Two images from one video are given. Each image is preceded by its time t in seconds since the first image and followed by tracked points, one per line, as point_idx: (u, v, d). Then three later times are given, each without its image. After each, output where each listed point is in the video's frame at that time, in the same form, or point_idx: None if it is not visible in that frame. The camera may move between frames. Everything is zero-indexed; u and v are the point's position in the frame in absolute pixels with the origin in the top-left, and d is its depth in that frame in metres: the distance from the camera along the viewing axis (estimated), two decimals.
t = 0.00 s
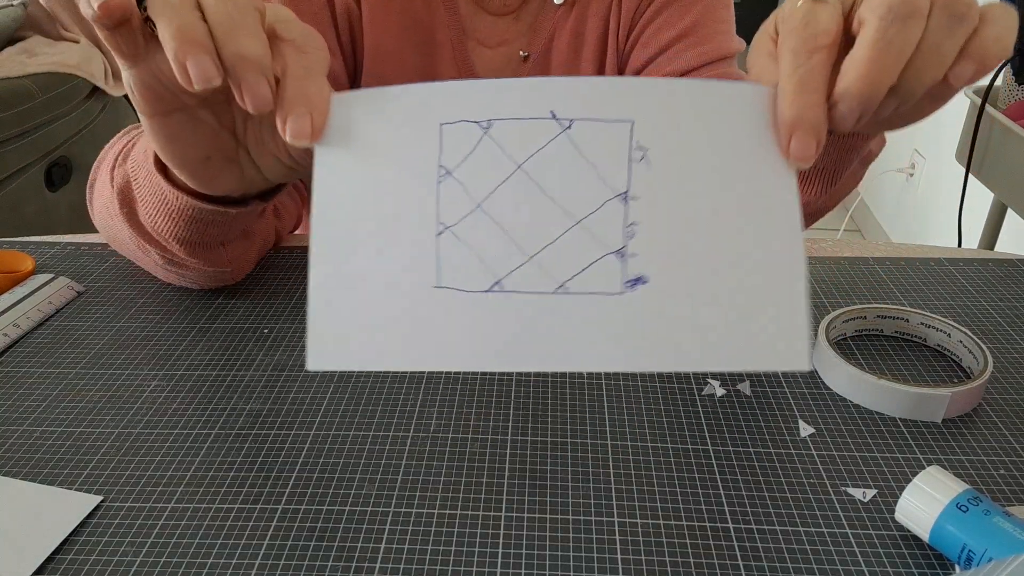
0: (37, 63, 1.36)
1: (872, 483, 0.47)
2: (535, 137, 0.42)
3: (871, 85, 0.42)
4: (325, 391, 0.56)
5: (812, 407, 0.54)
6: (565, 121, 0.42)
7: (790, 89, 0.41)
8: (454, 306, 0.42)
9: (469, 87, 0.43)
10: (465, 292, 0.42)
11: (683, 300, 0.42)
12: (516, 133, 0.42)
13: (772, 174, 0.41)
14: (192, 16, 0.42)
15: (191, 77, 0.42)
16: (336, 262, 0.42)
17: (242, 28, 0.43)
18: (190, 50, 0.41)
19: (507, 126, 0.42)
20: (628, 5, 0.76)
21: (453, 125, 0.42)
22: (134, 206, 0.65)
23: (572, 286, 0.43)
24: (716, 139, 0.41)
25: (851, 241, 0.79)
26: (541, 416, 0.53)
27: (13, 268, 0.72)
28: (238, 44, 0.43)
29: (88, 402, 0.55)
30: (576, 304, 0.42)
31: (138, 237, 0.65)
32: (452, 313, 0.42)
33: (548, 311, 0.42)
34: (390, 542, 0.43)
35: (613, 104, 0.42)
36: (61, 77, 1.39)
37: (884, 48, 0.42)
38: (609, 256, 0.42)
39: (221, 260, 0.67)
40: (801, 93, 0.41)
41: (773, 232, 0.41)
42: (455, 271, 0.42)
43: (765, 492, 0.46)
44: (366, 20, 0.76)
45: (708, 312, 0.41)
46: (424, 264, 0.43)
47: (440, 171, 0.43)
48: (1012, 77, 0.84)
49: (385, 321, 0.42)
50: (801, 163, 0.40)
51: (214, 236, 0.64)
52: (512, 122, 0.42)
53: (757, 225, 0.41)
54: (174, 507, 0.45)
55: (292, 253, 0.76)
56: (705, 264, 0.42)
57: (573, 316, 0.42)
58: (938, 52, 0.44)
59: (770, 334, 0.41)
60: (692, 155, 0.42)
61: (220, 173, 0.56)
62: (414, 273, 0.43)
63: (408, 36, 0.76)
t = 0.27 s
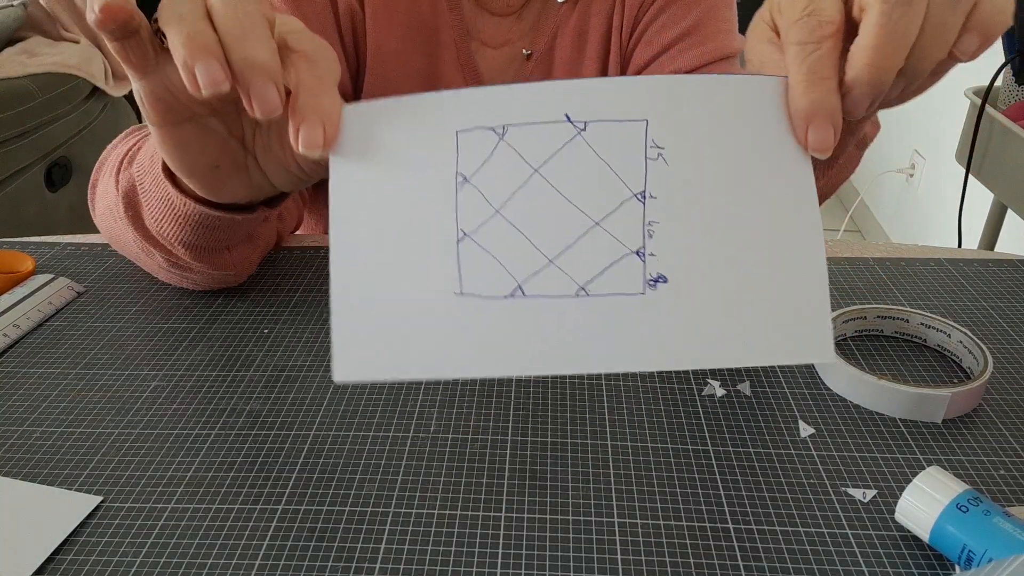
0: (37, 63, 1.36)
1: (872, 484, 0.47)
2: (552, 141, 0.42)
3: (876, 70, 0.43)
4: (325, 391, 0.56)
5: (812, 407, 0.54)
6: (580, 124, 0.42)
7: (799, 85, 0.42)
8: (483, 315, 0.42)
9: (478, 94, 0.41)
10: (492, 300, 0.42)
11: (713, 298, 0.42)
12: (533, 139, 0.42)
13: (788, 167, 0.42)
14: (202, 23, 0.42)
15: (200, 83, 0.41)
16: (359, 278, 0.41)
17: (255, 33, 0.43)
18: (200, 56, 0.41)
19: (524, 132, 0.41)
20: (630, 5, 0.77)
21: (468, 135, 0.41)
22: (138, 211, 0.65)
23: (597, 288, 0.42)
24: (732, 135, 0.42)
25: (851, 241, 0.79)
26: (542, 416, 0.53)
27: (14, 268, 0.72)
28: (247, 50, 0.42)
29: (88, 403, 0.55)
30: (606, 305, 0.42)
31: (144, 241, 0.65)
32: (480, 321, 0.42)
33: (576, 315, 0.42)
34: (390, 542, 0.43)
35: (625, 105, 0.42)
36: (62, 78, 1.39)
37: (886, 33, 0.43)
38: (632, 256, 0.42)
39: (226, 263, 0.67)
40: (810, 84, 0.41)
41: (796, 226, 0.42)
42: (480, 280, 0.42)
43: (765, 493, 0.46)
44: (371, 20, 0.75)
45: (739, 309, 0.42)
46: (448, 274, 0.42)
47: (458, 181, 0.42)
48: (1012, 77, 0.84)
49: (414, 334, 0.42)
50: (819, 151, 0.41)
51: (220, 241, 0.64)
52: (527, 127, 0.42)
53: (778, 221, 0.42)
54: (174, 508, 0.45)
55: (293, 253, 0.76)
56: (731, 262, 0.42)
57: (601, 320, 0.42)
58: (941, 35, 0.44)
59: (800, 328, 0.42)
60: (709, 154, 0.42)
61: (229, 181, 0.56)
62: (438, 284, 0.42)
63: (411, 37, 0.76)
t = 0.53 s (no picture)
0: (37, 63, 1.36)
1: (872, 484, 0.47)
2: (562, 150, 0.42)
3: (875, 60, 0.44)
4: (325, 392, 0.56)
5: (812, 408, 0.54)
6: (589, 132, 0.42)
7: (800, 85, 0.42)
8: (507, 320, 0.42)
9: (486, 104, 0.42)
10: (515, 308, 0.42)
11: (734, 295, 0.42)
12: (544, 149, 0.42)
13: (797, 166, 0.42)
14: (212, 55, 0.42)
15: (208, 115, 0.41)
16: (383, 292, 0.41)
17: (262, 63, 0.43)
18: (208, 88, 0.41)
19: (535, 144, 0.42)
20: (630, 5, 0.77)
21: (480, 149, 0.42)
22: (139, 219, 0.65)
23: (616, 292, 0.42)
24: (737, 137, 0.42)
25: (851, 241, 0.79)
26: (541, 417, 0.53)
27: (14, 268, 0.72)
28: (257, 83, 0.42)
29: (89, 403, 0.55)
30: (627, 309, 0.42)
31: (145, 249, 0.65)
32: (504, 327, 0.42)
33: (598, 318, 0.42)
34: (391, 542, 0.43)
35: (630, 112, 0.42)
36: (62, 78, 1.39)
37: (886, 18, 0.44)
38: (647, 260, 0.42)
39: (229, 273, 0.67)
40: (813, 82, 0.41)
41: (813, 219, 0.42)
42: (501, 289, 0.42)
43: (765, 493, 0.46)
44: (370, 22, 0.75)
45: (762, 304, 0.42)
46: (470, 283, 0.42)
47: (474, 194, 0.42)
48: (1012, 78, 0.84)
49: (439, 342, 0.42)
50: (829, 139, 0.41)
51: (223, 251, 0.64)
52: (537, 138, 0.42)
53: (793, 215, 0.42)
54: (174, 509, 0.45)
55: (293, 253, 0.76)
56: (751, 261, 0.42)
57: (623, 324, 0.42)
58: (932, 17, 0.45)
59: (824, 320, 0.41)
60: (715, 160, 0.42)
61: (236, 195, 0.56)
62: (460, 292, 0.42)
63: (411, 38, 0.76)
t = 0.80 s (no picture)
0: (37, 63, 1.36)
1: (872, 484, 0.47)
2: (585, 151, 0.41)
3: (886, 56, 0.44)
4: (325, 392, 0.56)
5: (812, 408, 0.54)
6: (610, 132, 0.41)
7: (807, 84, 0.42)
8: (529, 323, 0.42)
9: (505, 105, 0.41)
10: (539, 310, 0.42)
11: (756, 295, 0.42)
12: (567, 150, 0.41)
13: (818, 163, 0.42)
14: (246, 61, 0.40)
15: (248, 126, 0.40)
16: (405, 296, 0.41)
17: (297, 71, 0.41)
18: (246, 98, 0.40)
19: (557, 145, 0.41)
20: (630, 5, 0.77)
21: (502, 151, 0.41)
22: (150, 222, 0.63)
23: (639, 292, 0.42)
24: (758, 137, 0.41)
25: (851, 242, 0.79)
26: (541, 416, 0.53)
27: (14, 269, 0.72)
28: (291, 90, 0.41)
29: (88, 404, 0.55)
30: (650, 309, 0.42)
31: (155, 252, 0.64)
32: (527, 330, 0.42)
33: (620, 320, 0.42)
34: (390, 542, 0.43)
35: (654, 110, 0.41)
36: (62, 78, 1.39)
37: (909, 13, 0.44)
38: (671, 260, 0.42)
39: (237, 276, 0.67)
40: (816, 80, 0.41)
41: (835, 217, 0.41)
42: (524, 292, 0.42)
43: (765, 493, 0.46)
44: (370, 23, 0.75)
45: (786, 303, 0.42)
46: (493, 286, 0.41)
47: (497, 197, 0.41)
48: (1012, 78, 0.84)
49: (463, 347, 0.41)
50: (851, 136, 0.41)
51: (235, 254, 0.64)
52: (560, 138, 0.41)
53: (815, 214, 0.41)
54: (174, 509, 0.45)
55: (293, 254, 0.76)
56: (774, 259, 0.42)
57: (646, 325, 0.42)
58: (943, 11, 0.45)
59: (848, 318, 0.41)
60: (736, 160, 0.42)
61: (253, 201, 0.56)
62: (483, 294, 0.41)
63: (411, 39, 0.76)
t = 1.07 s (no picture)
0: (37, 63, 1.36)
1: (872, 485, 0.47)
2: (594, 147, 0.41)
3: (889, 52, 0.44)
4: (325, 392, 0.56)
5: (812, 408, 0.54)
6: (621, 127, 0.41)
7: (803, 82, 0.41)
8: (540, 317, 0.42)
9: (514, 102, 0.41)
10: (549, 303, 0.42)
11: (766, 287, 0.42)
12: (577, 145, 0.41)
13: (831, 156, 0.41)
14: (259, 68, 0.40)
15: (264, 134, 0.40)
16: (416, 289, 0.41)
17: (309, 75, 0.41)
18: (262, 107, 0.40)
19: (567, 140, 0.41)
20: (629, 6, 0.77)
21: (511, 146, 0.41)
22: (155, 221, 0.64)
23: (649, 284, 0.42)
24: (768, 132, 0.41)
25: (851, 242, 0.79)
26: (541, 416, 0.53)
27: (14, 269, 0.72)
28: (307, 96, 0.41)
29: (88, 404, 0.55)
30: (660, 301, 0.42)
31: (159, 250, 0.64)
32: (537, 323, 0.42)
33: (631, 312, 0.42)
34: (390, 542, 0.43)
35: (661, 106, 0.41)
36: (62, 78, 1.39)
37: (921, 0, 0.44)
38: (681, 253, 0.42)
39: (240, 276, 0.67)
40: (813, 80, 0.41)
41: (848, 209, 0.41)
42: (534, 286, 0.42)
43: (765, 494, 0.46)
44: (367, 23, 0.76)
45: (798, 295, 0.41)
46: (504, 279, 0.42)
47: (507, 192, 0.41)
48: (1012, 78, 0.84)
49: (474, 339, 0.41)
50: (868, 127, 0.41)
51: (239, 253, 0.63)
52: (569, 134, 0.41)
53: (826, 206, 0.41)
54: (174, 509, 0.45)
55: (293, 254, 0.76)
56: (785, 253, 0.42)
57: (657, 317, 0.42)
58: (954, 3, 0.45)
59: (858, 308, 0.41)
60: (751, 154, 0.41)
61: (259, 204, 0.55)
62: (494, 288, 0.42)
63: (409, 40, 0.76)
